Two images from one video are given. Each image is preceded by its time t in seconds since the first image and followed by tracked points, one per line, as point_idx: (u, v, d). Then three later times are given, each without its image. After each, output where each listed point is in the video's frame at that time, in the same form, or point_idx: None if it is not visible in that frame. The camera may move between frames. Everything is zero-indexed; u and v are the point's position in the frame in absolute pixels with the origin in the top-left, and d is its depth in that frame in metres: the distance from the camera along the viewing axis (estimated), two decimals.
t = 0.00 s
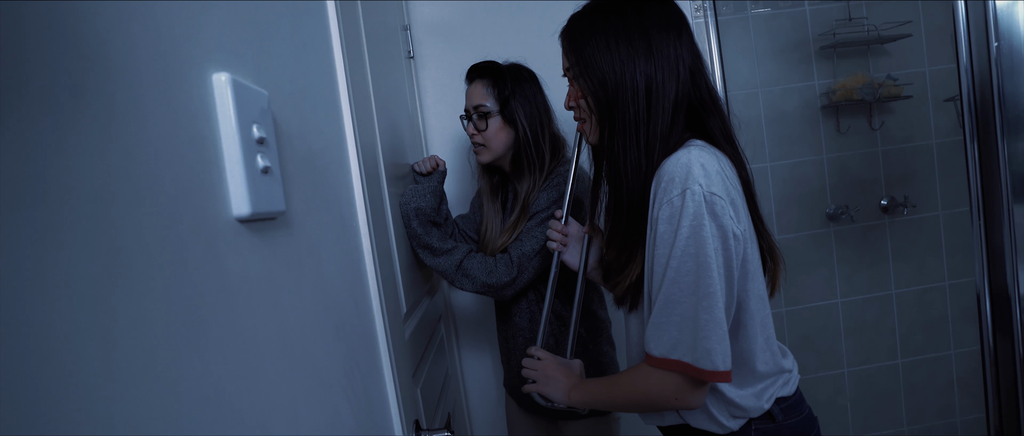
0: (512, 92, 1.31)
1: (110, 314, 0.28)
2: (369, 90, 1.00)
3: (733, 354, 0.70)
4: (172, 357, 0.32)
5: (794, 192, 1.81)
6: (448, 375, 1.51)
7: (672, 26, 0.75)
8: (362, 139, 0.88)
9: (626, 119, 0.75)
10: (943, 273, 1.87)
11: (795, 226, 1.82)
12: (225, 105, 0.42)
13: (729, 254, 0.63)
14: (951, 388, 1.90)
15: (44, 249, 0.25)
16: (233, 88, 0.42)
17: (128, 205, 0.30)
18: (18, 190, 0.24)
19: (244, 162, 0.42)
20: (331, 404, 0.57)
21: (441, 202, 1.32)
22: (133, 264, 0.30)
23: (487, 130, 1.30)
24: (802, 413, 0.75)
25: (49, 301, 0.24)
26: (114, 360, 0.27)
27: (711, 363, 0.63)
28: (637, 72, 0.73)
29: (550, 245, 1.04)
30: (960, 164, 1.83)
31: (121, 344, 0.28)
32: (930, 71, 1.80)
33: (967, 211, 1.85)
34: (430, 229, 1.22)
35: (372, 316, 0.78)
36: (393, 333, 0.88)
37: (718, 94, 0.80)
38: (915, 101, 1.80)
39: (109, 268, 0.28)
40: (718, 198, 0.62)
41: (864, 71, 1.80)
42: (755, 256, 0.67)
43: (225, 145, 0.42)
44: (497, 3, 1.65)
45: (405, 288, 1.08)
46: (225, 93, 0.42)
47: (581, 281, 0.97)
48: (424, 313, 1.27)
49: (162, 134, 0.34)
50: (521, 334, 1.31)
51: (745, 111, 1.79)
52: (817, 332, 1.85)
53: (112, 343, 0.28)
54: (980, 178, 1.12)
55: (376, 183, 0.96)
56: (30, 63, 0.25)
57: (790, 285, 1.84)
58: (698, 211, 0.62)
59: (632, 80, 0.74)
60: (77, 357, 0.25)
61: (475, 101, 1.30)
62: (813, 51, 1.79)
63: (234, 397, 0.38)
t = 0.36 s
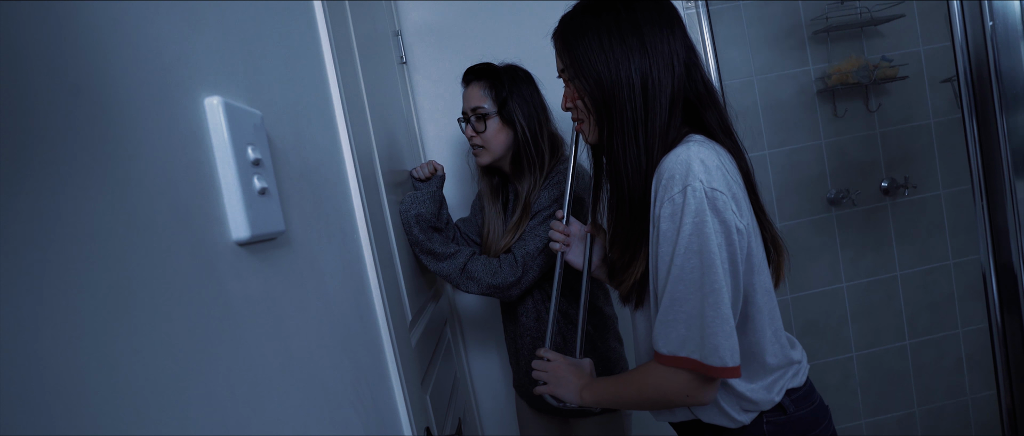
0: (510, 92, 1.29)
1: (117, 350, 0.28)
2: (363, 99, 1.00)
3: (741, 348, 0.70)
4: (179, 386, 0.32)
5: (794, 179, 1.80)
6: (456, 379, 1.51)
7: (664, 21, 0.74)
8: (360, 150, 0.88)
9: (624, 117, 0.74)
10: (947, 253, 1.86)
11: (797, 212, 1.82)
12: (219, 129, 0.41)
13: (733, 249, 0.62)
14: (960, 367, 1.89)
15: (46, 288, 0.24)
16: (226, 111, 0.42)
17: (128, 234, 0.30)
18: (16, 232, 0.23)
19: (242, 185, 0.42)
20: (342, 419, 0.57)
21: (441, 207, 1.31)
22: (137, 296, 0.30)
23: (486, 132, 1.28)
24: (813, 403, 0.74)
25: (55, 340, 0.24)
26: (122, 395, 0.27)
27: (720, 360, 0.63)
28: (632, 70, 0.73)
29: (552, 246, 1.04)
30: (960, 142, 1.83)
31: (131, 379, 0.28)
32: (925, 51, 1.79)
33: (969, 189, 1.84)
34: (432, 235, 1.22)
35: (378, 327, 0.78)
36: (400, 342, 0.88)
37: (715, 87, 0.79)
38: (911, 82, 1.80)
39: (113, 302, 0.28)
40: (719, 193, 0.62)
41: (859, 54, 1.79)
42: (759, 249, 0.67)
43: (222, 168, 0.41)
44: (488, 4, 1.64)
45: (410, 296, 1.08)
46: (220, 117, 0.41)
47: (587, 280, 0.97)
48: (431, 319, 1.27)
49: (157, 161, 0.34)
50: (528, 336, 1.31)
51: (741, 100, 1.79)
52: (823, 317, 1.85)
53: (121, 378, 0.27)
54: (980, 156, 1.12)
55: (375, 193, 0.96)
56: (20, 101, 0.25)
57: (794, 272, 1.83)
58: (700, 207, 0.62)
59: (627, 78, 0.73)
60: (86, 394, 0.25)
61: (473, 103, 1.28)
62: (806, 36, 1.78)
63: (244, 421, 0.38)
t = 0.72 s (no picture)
0: (505, 92, 1.32)
1: (127, 366, 0.28)
2: (358, 106, 1.00)
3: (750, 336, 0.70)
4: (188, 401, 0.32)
5: (792, 165, 1.80)
6: (464, 381, 1.51)
7: (659, 13, 0.74)
8: (357, 158, 0.88)
9: (622, 111, 0.74)
10: (949, 233, 1.86)
11: (796, 199, 1.82)
12: (215, 143, 0.41)
13: (737, 238, 0.63)
14: (966, 345, 1.89)
15: (54, 307, 0.25)
16: (222, 125, 0.42)
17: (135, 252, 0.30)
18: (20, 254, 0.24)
19: (241, 198, 0.42)
20: (352, 425, 0.57)
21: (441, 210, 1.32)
22: (145, 313, 0.30)
23: (484, 132, 1.30)
24: (822, 389, 0.74)
25: (65, 358, 0.25)
26: (135, 411, 0.28)
27: (730, 348, 0.63)
28: (629, 63, 0.73)
29: (555, 240, 1.04)
30: (957, 121, 1.83)
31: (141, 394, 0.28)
32: (917, 31, 1.79)
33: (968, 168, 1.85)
34: (433, 238, 1.23)
35: (383, 333, 0.79)
36: (405, 347, 0.88)
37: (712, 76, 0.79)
38: (905, 63, 1.80)
39: (121, 321, 0.28)
40: (721, 183, 0.62)
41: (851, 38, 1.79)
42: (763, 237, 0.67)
43: (220, 181, 0.42)
44: (478, 6, 1.64)
45: (414, 300, 1.08)
46: (216, 131, 0.42)
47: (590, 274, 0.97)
48: (436, 322, 1.28)
49: (157, 176, 0.34)
50: (533, 333, 1.30)
51: (735, 89, 1.78)
52: (827, 302, 1.85)
53: (132, 393, 0.28)
54: (977, 134, 1.12)
55: (375, 199, 0.96)
56: (15, 121, 0.25)
57: (796, 258, 1.83)
58: (702, 197, 0.62)
59: (624, 71, 0.73)
60: (98, 411, 0.26)
61: (469, 105, 1.32)
62: (798, 23, 1.78)
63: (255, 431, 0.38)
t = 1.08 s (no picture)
0: (493, 89, 1.30)
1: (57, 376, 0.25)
2: (340, 106, 0.98)
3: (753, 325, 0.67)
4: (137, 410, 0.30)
5: (787, 152, 1.78)
6: (463, 384, 1.48)
7: None
8: (340, 157, 0.86)
9: (612, 96, 0.72)
10: (948, 214, 1.84)
11: (793, 186, 1.80)
12: (172, 138, 0.39)
13: (736, 222, 0.60)
14: (971, 328, 1.87)
15: None
16: (180, 120, 0.40)
17: (70, 252, 0.28)
18: None
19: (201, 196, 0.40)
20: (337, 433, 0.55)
21: (432, 210, 1.29)
22: (82, 317, 0.28)
23: (472, 128, 1.28)
24: (828, 378, 0.72)
25: None
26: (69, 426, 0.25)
27: (733, 339, 0.60)
28: (616, 47, 0.71)
29: (548, 235, 1.02)
30: (952, 101, 1.81)
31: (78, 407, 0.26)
32: (907, 13, 1.77)
33: (965, 148, 1.83)
34: (424, 239, 1.20)
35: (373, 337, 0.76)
36: (397, 350, 0.86)
37: (704, 57, 0.76)
38: (896, 45, 1.78)
39: (43, 327, 0.26)
40: (716, 166, 0.60)
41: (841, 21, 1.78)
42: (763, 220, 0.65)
43: (176, 177, 0.39)
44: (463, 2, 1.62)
45: (406, 303, 1.06)
46: (172, 125, 0.39)
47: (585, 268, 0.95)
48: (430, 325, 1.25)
49: (99, 174, 0.32)
50: (531, 333, 1.28)
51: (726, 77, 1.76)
52: (829, 289, 1.82)
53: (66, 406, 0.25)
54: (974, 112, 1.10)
55: (361, 200, 0.94)
56: None
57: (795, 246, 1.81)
58: (697, 182, 0.59)
59: (613, 55, 0.71)
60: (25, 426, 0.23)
61: (457, 101, 1.29)
62: (787, 8, 1.77)
63: None
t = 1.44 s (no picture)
0: (481, 91, 1.25)
1: None
2: (315, 108, 0.93)
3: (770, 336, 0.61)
4: None
5: (787, 150, 1.73)
6: (457, 398, 1.42)
7: None
8: (312, 161, 0.80)
9: (605, 86, 0.66)
10: (958, 210, 1.78)
11: (795, 184, 1.74)
12: (76, 135, 0.34)
13: (750, 220, 0.54)
14: (986, 327, 1.80)
15: None
16: (90, 114, 0.35)
17: None
18: None
19: (114, 201, 0.34)
20: None
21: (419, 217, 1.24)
22: None
23: (464, 135, 1.23)
24: (850, 393, 0.66)
25: None
26: None
27: (754, 352, 0.54)
28: (608, 32, 0.65)
29: (540, 243, 0.95)
30: (958, 93, 1.75)
31: None
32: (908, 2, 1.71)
33: (974, 140, 1.77)
34: (411, 252, 1.12)
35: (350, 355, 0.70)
36: (378, 367, 0.80)
37: (703, 41, 0.70)
38: (899, 36, 1.73)
39: None
40: (725, 157, 0.54)
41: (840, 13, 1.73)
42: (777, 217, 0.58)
43: (89, 192, 0.34)
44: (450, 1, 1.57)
45: (390, 315, 1.00)
46: (78, 120, 0.34)
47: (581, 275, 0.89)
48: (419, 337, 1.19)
49: None
50: (525, 344, 1.22)
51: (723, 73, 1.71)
52: (835, 290, 1.76)
53: None
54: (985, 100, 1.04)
55: (338, 207, 0.89)
56: None
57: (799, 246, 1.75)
58: (705, 176, 0.54)
59: (605, 42, 0.65)
60: None
61: (444, 107, 1.24)
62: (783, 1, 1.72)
63: None
